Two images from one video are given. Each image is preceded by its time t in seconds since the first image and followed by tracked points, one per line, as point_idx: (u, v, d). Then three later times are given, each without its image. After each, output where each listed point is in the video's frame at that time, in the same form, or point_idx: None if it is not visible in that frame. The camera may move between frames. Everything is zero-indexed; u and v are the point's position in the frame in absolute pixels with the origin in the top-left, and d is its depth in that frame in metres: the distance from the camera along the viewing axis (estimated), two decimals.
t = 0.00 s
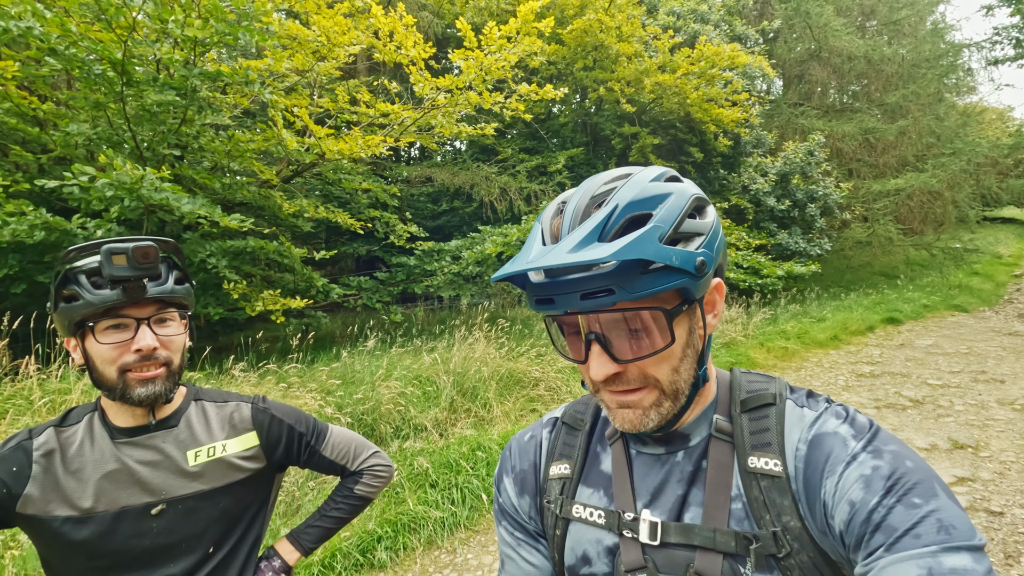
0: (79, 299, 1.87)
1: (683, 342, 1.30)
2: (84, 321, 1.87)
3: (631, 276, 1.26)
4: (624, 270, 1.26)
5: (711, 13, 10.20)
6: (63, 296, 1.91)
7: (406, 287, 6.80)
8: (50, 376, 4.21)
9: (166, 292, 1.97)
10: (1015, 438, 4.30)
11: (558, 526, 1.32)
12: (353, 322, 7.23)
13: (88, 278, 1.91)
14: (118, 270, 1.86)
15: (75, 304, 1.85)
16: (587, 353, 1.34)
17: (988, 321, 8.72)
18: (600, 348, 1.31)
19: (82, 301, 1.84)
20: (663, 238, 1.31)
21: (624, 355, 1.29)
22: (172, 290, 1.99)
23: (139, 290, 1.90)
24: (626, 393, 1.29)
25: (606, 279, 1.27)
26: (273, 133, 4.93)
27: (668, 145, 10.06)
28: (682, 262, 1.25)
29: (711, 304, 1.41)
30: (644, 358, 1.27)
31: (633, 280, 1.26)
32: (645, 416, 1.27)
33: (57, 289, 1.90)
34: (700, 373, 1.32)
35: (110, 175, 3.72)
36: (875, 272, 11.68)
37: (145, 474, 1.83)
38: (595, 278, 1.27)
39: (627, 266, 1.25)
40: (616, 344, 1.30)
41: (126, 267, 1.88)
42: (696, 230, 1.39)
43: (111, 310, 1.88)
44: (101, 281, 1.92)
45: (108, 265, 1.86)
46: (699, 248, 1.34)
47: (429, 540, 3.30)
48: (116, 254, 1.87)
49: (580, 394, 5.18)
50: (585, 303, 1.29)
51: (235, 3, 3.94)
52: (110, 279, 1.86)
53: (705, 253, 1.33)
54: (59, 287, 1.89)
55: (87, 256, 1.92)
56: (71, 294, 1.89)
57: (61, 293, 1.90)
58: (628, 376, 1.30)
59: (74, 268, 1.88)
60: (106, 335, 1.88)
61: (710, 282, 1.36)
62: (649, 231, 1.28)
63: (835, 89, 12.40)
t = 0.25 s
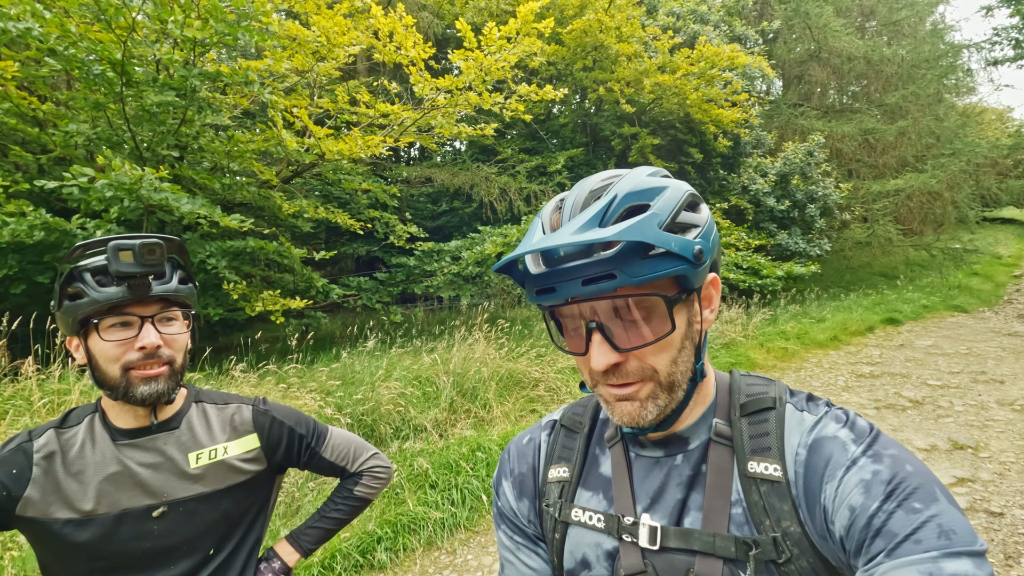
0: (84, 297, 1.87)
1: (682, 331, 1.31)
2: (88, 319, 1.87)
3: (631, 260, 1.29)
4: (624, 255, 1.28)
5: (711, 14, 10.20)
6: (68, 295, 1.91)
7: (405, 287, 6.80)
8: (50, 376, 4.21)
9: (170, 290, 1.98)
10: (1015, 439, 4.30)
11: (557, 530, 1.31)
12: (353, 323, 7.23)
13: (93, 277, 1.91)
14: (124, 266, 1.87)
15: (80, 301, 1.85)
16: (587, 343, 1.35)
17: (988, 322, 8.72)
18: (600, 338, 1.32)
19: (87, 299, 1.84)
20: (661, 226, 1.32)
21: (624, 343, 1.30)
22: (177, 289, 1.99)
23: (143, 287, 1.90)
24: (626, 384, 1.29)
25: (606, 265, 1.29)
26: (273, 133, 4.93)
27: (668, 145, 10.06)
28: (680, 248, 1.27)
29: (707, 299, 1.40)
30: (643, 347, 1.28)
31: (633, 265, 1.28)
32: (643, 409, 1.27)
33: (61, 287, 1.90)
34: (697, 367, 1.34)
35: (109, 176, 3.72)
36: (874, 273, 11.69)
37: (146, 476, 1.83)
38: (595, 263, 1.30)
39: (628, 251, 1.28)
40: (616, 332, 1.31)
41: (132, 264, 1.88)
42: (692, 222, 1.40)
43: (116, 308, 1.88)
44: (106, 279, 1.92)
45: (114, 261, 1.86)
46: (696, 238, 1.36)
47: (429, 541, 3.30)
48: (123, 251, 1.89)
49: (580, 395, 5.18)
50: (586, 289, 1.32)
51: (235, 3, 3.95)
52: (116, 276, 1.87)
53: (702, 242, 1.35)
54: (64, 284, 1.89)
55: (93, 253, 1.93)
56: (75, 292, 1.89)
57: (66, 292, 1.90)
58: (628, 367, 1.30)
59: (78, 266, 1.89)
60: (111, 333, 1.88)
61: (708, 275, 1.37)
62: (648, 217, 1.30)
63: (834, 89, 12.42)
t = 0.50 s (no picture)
0: (106, 295, 1.86)
1: (693, 324, 1.34)
2: (108, 318, 1.86)
3: (643, 249, 1.34)
4: (636, 245, 1.33)
5: (710, 14, 10.20)
6: (87, 292, 1.89)
7: (405, 287, 6.80)
8: (49, 377, 4.19)
9: (190, 293, 2.02)
10: (1015, 439, 4.30)
11: (564, 539, 1.32)
12: (353, 323, 7.23)
13: (115, 275, 1.90)
14: (157, 268, 1.89)
15: (102, 299, 1.84)
16: (602, 341, 1.35)
17: (987, 322, 8.74)
18: (616, 336, 1.32)
19: (111, 298, 1.84)
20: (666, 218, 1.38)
21: (640, 337, 1.31)
22: (196, 292, 2.04)
23: (169, 289, 1.93)
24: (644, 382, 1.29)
25: (619, 255, 1.33)
26: (272, 133, 4.92)
27: (668, 146, 10.07)
28: (687, 238, 1.34)
29: (706, 299, 1.42)
30: (660, 341, 1.30)
31: (644, 255, 1.33)
32: (663, 407, 1.27)
33: (81, 283, 1.87)
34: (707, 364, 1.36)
35: (108, 176, 3.71)
36: (874, 273, 11.71)
37: (153, 476, 1.83)
38: (609, 255, 1.33)
39: (640, 240, 1.33)
40: (631, 326, 1.33)
41: (164, 266, 1.91)
42: (689, 218, 1.47)
43: (138, 308, 1.88)
44: (129, 279, 1.92)
45: (148, 262, 1.88)
46: (697, 232, 1.42)
47: (430, 542, 3.29)
48: (157, 252, 1.91)
49: (581, 395, 5.18)
50: (601, 282, 1.34)
51: (235, 3, 3.95)
52: (145, 277, 1.88)
53: (704, 236, 1.41)
54: (85, 281, 1.87)
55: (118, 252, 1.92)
56: (97, 290, 1.87)
57: (86, 289, 1.88)
58: (645, 363, 1.30)
59: (102, 264, 1.87)
60: (131, 333, 1.88)
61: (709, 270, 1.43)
62: (654, 209, 1.37)
63: (834, 90, 12.44)
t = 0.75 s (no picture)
0: (124, 294, 1.87)
1: (702, 319, 1.35)
2: (125, 316, 1.87)
3: (652, 245, 1.34)
4: (647, 238, 1.34)
5: (712, 15, 10.19)
6: (104, 290, 1.89)
7: (407, 288, 6.81)
8: (52, 377, 4.19)
9: (205, 294, 2.05)
10: (1018, 440, 4.30)
11: (573, 542, 1.32)
12: (355, 324, 7.23)
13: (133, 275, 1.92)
14: (181, 268, 1.94)
15: (121, 297, 1.85)
16: (614, 338, 1.34)
17: (989, 323, 8.72)
18: (629, 331, 1.32)
19: (130, 296, 1.84)
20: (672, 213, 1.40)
21: (651, 332, 1.32)
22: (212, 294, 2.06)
23: (188, 289, 1.96)
24: (658, 378, 1.28)
25: (630, 250, 1.34)
26: (275, 134, 4.92)
27: (669, 146, 10.07)
28: (694, 233, 1.36)
29: (711, 296, 1.42)
30: (672, 335, 1.30)
31: (655, 249, 1.34)
32: (677, 403, 1.27)
33: (99, 281, 1.88)
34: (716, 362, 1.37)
35: (111, 176, 3.71)
36: (875, 274, 11.70)
37: (160, 474, 1.82)
38: (619, 250, 1.33)
39: (649, 235, 1.34)
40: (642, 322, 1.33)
41: (187, 266, 1.96)
42: (691, 216, 1.50)
43: (156, 307, 1.90)
44: (147, 279, 1.94)
45: (172, 261, 1.92)
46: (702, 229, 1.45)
47: (432, 543, 3.29)
48: (182, 252, 1.96)
49: (583, 396, 5.17)
50: (613, 276, 1.33)
51: (237, 3, 3.96)
52: (167, 276, 1.92)
53: (708, 233, 1.44)
54: (104, 279, 1.88)
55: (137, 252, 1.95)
56: (115, 288, 1.89)
57: (104, 287, 1.88)
58: (658, 359, 1.30)
59: (123, 263, 1.89)
60: (148, 331, 1.89)
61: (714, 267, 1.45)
62: (661, 205, 1.39)
63: (835, 90, 12.44)
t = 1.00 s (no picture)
0: (118, 295, 1.87)
1: (707, 326, 1.34)
2: (119, 318, 1.86)
3: (657, 250, 1.33)
4: (650, 245, 1.33)
5: (714, 16, 10.18)
6: (98, 293, 1.89)
7: (409, 289, 6.82)
8: (55, 379, 4.20)
9: (199, 294, 2.05)
10: None
11: (575, 549, 1.31)
12: (357, 325, 7.24)
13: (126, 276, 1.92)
14: (173, 267, 1.96)
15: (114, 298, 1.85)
16: (616, 344, 1.34)
17: (994, 324, 8.68)
18: (631, 337, 1.32)
19: (123, 297, 1.85)
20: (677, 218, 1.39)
21: (654, 338, 1.31)
22: (205, 294, 2.07)
23: (181, 289, 1.96)
24: (660, 385, 1.28)
25: (634, 256, 1.33)
26: (277, 136, 4.92)
27: (671, 147, 10.08)
28: (699, 239, 1.35)
29: (716, 303, 1.43)
30: (674, 342, 1.29)
31: (658, 255, 1.33)
32: (680, 410, 1.26)
33: (92, 284, 1.89)
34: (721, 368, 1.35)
35: (115, 178, 3.72)
36: (878, 275, 11.67)
37: (157, 476, 1.82)
38: (623, 256, 1.33)
39: (654, 241, 1.33)
40: (645, 328, 1.33)
41: (179, 266, 1.98)
42: (698, 222, 1.48)
43: (150, 307, 1.90)
44: (140, 280, 1.94)
45: (164, 261, 1.94)
46: (708, 234, 1.43)
47: (434, 545, 3.28)
48: (173, 252, 1.98)
49: (585, 397, 5.16)
50: (615, 282, 1.33)
51: (239, 6, 3.99)
52: (160, 276, 1.93)
53: (714, 239, 1.43)
54: (97, 281, 1.88)
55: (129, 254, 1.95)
56: (109, 290, 1.89)
57: (97, 289, 1.89)
58: (661, 365, 1.29)
59: (115, 264, 1.89)
60: (142, 332, 1.89)
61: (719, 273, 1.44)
62: (666, 210, 1.37)
63: (838, 91, 12.43)
